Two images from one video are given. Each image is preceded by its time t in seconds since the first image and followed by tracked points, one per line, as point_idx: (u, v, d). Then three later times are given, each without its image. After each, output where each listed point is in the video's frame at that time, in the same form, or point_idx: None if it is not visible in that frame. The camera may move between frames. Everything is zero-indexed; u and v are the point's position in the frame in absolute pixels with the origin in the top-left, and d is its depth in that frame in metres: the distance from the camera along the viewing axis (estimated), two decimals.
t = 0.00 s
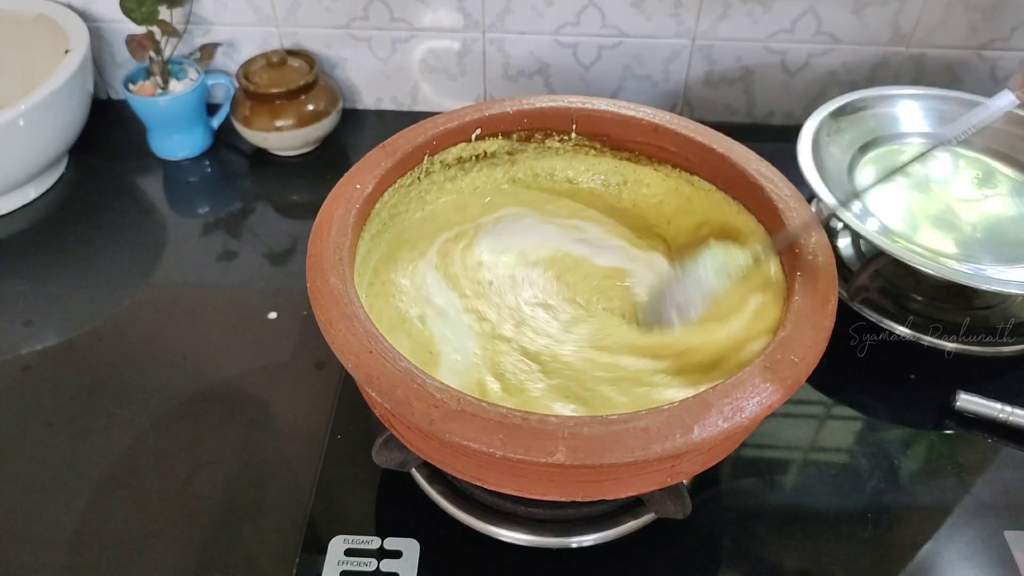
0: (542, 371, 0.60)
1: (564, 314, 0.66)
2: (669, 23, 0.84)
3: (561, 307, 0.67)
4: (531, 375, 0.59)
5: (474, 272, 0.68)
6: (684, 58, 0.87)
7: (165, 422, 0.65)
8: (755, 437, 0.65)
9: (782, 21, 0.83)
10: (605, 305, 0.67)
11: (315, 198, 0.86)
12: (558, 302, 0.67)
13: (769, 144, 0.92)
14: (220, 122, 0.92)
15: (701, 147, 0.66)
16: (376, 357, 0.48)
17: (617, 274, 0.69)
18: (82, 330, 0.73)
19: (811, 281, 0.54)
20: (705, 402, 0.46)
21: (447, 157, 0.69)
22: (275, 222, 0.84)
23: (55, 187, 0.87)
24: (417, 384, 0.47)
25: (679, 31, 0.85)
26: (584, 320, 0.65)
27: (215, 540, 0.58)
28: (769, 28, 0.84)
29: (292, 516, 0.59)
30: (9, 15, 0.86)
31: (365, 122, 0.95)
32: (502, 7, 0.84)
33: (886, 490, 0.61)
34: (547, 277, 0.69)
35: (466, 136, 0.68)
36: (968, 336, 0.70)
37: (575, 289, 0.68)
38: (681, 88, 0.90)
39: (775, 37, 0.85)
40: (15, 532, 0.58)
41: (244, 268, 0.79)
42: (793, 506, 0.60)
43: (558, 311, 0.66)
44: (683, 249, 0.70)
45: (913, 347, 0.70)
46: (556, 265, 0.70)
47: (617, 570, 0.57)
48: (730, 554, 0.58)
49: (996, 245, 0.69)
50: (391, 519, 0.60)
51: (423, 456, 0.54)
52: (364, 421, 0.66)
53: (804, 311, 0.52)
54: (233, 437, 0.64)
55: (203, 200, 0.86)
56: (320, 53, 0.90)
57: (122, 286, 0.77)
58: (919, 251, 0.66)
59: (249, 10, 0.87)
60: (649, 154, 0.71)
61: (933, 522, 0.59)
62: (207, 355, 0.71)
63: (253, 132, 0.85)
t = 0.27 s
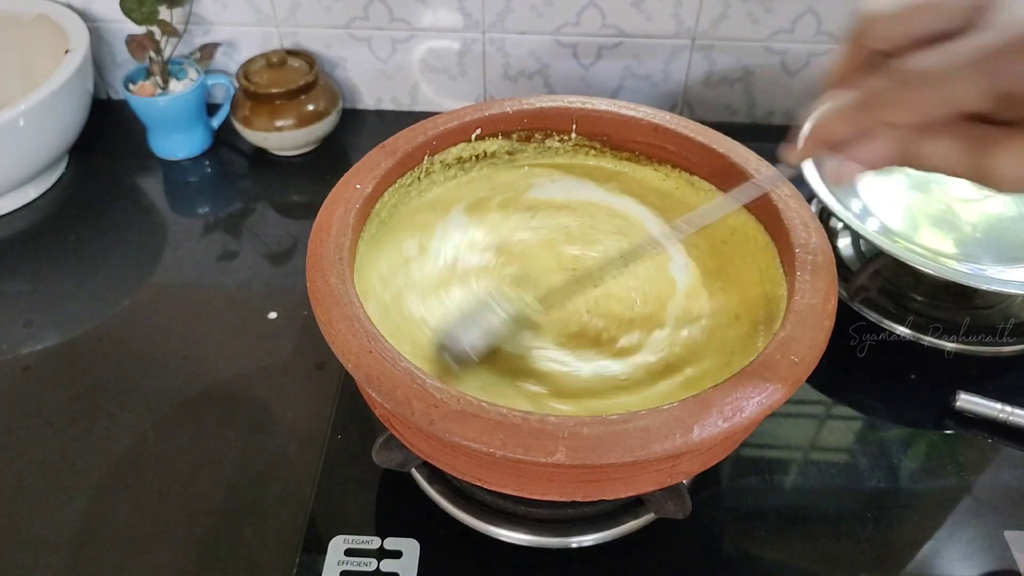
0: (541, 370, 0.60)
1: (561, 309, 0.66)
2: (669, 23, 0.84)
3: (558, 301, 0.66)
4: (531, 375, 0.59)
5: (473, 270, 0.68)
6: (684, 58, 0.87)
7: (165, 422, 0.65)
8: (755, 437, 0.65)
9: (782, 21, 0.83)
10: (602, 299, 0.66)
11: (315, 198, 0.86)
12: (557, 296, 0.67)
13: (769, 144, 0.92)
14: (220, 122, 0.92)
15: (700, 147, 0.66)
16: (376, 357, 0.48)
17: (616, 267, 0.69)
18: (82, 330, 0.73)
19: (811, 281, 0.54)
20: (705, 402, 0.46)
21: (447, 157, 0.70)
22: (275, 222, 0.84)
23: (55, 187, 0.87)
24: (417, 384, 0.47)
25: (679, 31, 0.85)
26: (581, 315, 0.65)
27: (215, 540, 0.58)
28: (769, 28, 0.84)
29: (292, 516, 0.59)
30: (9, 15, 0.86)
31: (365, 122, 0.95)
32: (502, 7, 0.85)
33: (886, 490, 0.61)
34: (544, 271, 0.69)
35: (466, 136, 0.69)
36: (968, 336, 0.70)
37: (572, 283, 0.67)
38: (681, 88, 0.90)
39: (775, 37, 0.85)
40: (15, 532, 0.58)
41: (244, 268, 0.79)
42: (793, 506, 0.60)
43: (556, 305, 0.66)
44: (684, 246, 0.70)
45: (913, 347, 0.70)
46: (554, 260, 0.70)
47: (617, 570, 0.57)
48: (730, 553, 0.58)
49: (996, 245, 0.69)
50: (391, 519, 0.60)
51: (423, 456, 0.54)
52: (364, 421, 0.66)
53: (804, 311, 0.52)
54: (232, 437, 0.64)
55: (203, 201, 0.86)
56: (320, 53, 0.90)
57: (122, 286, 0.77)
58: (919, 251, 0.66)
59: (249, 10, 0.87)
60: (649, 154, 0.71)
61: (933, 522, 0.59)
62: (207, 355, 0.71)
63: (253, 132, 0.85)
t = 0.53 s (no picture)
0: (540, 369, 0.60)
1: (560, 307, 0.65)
2: (669, 23, 0.84)
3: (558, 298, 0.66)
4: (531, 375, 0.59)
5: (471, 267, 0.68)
6: (684, 58, 0.87)
7: (165, 422, 0.65)
8: (755, 437, 0.65)
9: (782, 21, 0.83)
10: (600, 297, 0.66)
11: (315, 198, 0.86)
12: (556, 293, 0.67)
13: (769, 144, 0.91)
14: (220, 122, 0.92)
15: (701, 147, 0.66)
16: (376, 356, 0.48)
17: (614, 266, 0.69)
18: (82, 330, 0.73)
19: (811, 281, 0.54)
20: (705, 402, 0.46)
21: (447, 157, 0.71)
22: (275, 222, 0.84)
23: (55, 187, 0.87)
24: (417, 384, 0.47)
25: (679, 31, 0.85)
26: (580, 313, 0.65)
27: (215, 540, 0.58)
28: (769, 28, 0.84)
29: (292, 515, 0.59)
30: (9, 15, 0.86)
31: (365, 122, 0.95)
32: (502, 7, 0.84)
33: (886, 490, 0.61)
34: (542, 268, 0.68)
35: (466, 135, 0.70)
36: (968, 336, 0.70)
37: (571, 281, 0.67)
38: (681, 88, 0.90)
39: (775, 36, 0.85)
40: (15, 532, 0.58)
41: (244, 268, 0.79)
42: (793, 506, 0.60)
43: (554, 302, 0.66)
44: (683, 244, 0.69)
45: (913, 347, 0.70)
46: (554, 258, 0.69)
47: (618, 570, 0.57)
48: (730, 554, 0.58)
49: (996, 244, 0.69)
50: (391, 519, 0.60)
51: (423, 456, 0.54)
52: (365, 421, 0.66)
53: (804, 311, 0.52)
54: (232, 437, 0.64)
55: (203, 201, 0.86)
56: (320, 53, 0.90)
57: (122, 286, 0.77)
58: (918, 251, 0.66)
59: (249, 11, 0.87)
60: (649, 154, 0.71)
61: (933, 522, 0.59)
62: (207, 355, 0.71)
63: (253, 132, 0.85)
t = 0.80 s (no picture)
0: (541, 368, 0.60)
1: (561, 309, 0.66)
2: (669, 23, 0.84)
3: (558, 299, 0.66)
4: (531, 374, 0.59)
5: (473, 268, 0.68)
6: (684, 58, 0.87)
7: (165, 422, 0.65)
8: (754, 437, 0.65)
9: (782, 21, 0.83)
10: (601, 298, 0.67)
11: (316, 198, 0.86)
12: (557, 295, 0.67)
13: (769, 144, 0.91)
14: (220, 122, 0.92)
15: (701, 147, 0.66)
16: (376, 356, 0.48)
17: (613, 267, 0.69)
18: (81, 330, 0.73)
19: (811, 281, 0.54)
20: (705, 402, 0.46)
21: (447, 158, 0.69)
22: (275, 222, 0.84)
23: (55, 187, 0.87)
24: (417, 384, 0.47)
25: (679, 31, 0.85)
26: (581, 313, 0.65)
27: (215, 540, 0.58)
28: (769, 28, 0.84)
29: (292, 516, 0.59)
30: (9, 15, 0.86)
31: (365, 122, 0.95)
32: (502, 7, 0.84)
33: (885, 490, 0.61)
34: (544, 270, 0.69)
35: (466, 136, 0.68)
36: (968, 336, 0.70)
37: (570, 282, 0.68)
38: (681, 88, 0.90)
39: (775, 37, 0.85)
40: (15, 532, 0.58)
41: (244, 268, 0.79)
42: (793, 506, 0.60)
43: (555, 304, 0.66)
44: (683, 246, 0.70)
45: (913, 347, 0.70)
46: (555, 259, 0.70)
47: (618, 570, 0.57)
48: (730, 554, 0.58)
49: (996, 245, 0.69)
50: (391, 519, 0.60)
51: (423, 456, 0.54)
52: (364, 421, 0.66)
53: (803, 311, 0.52)
54: (232, 437, 0.64)
55: (203, 201, 0.86)
56: (320, 53, 0.90)
57: (122, 286, 0.77)
58: (919, 251, 0.66)
59: (249, 11, 0.87)
60: (650, 154, 0.71)
61: (933, 522, 0.59)
62: (207, 355, 0.71)
63: (253, 132, 0.85)
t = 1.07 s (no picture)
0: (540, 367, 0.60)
1: (560, 308, 0.66)
2: (669, 23, 0.84)
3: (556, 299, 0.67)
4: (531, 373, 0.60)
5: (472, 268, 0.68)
6: (684, 58, 0.87)
7: (165, 422, 0.65)
8: (754, 437, 0.65)
9: (782, 21, 0.83)
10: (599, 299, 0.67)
11: (316, 198, 0.86)
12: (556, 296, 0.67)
13: (769, 143, 0.92)
14: (220, 122, 0.92)
15: (701, 147, 0.66)
16: (376, 356, 0.48)
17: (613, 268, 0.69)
18: (82, 330, 0.73)
19: (811, 281, 0.54)
20: (705, 402, 0.46)
21: (447, 158, 0.69)
22: (275, 222, 0.84)
23: (55, 187, 0.87)
24: (417, 384, 0.47)
25: (679, 31, 0.85)
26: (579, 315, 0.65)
27: (215, 540, 0.58)
28: (769, 28, 0.84)
29: (292, 516, 0.59)
30: (9, 15, 0.86)
31: (365, 122, 0.95)
32: (502, 7, 0.84)
33: (885, 490, 0.61)
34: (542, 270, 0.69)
35: (466, 136, 0.68)
36: (968, 336, 0.70)
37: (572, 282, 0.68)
38: (681, 88, 0.90)
39: (775, 36, 0.85)
40: (15, 532, 0.58)
41: (244, 268, 0.79)
42: (793, 506, 0.60)
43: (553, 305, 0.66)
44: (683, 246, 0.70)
45: (913, 347, 0.70)
46: (554, 260, 0.70)
47: (618, 569, 0.57)
48: (730, 553, 0.58)
49: (996, 245, 0.69)
50: (391, 519, 0.60)
51: (423, 456, 0.54)
52: (365, 422, 0.66)
53: (803, 311, 0.52)
54: (232, 437, 0.64)
55: (203, 201, 0.86)
56: (320, 53, 0.90)
57: (122, 286, 0.77)
58: (919, 251, 0.66)
59: (249, 10, 0.87)
60: (649, 154, 0.71)
61: (933, 522, 0.59)
62: (207, 355, 0.71)
63: (253, 132, 0.85)
